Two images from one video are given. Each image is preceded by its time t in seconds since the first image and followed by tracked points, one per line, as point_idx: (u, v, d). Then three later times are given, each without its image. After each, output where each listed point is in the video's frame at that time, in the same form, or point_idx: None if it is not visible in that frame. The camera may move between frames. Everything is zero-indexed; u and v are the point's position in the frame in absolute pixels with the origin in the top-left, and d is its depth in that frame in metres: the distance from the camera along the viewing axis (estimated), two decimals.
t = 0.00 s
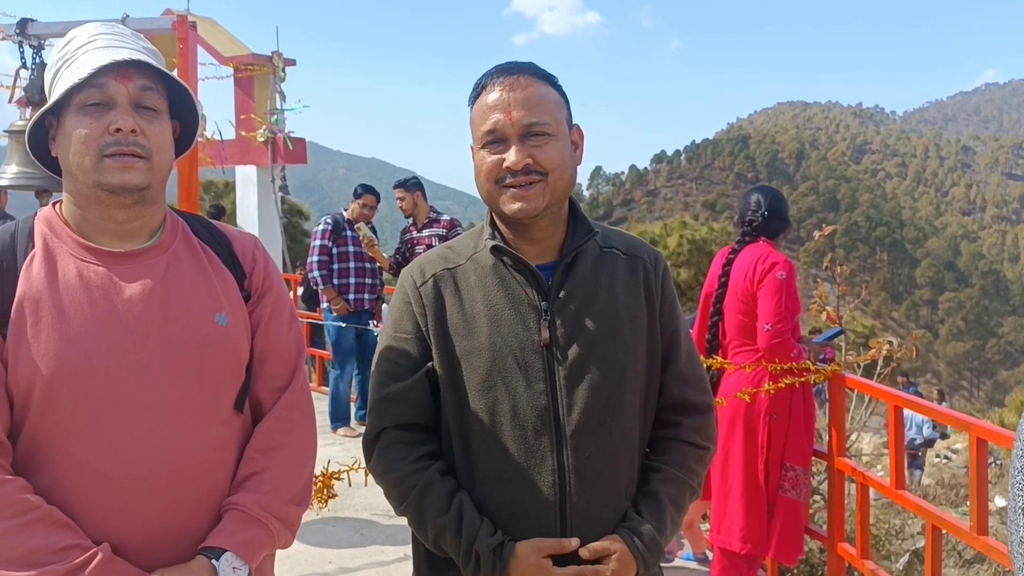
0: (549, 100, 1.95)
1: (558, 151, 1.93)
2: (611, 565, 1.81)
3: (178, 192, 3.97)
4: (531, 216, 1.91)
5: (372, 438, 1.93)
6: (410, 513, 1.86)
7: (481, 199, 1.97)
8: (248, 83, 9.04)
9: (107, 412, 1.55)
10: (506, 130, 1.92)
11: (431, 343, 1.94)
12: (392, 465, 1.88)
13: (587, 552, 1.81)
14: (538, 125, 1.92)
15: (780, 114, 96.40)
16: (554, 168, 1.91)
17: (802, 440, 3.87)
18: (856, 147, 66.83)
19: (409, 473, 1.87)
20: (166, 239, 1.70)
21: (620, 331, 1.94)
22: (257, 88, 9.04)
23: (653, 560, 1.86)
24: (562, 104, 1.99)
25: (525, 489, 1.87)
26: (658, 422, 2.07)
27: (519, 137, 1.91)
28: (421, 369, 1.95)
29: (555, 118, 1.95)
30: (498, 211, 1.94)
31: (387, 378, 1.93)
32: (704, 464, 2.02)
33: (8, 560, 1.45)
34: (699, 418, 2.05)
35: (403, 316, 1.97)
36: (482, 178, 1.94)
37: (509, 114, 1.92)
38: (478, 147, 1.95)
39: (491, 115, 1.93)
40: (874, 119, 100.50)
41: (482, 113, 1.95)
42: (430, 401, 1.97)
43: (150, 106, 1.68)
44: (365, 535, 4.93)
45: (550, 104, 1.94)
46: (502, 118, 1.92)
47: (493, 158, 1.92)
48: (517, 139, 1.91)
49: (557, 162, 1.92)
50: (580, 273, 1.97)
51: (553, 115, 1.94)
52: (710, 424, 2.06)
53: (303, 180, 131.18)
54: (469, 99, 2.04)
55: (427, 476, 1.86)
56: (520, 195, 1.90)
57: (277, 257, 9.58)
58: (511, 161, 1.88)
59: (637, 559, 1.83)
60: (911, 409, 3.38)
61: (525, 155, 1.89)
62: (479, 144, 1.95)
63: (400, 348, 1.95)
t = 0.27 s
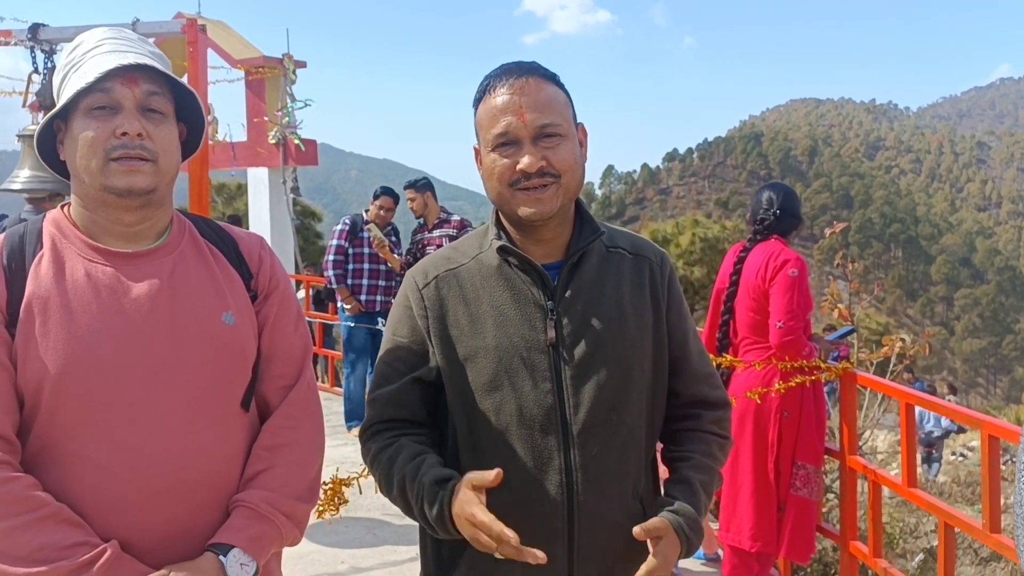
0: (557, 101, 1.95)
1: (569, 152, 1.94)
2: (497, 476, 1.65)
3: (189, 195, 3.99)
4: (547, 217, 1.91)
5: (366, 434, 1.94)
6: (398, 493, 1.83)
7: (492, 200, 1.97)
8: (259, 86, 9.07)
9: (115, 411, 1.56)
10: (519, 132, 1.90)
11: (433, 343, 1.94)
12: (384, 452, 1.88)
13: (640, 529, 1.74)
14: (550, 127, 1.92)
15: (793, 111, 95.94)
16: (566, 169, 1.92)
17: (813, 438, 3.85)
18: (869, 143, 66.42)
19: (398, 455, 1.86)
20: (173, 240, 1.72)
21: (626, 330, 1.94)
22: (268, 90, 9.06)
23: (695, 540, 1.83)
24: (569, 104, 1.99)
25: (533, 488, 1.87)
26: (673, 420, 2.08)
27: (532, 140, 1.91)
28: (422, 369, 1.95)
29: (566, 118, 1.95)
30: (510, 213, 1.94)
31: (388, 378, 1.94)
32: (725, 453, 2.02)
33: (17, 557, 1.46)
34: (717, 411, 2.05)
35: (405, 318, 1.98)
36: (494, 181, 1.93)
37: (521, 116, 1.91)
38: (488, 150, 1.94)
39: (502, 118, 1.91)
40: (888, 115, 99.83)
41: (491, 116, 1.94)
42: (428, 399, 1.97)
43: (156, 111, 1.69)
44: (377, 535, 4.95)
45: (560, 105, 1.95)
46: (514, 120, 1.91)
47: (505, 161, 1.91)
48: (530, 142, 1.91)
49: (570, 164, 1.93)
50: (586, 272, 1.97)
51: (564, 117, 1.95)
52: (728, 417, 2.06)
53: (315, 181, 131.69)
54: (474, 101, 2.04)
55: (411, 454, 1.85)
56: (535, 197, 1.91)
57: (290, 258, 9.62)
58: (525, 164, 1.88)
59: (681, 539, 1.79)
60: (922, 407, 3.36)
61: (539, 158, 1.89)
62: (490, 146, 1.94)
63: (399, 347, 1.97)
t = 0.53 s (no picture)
0: (568, 100, 1.95)
1: (582, 152, 1.94)
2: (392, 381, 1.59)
3: (197, 196, 4.00)
4: (559, 218, 1.91)
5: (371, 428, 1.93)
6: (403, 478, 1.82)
7: (503, 200, 1.96)
8: (266, 87, 9.08)
9: (124, 410, 1.56)
10: (533, 132, 1.90)
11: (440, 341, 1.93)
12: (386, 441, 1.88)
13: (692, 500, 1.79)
14: (563, 127, 1.92)
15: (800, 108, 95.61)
16: (579, 170, 1.92)
17: (824, 436, 3.83)
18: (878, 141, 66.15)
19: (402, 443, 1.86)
20: (181, 240, 1.71)
21: (636, 329, 1.93)
22: (275, 92, 9.04)
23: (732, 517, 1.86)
24: (580, 104, 1.99)
25: (543, 488, 1.85)
26: (685, 416, 2.07)
27: (545, 139, 1.90)
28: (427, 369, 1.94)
29: (577, 118, 1.96)
30: (522, 213, 1.94)
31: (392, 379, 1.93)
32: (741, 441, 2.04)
33: (26, 555, 1.46)
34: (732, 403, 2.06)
35: (410, 318, 1.97)
36: (506, 181, 1.92)
37: (534, 116, 1.90)
38: (501, 149, 1.93)
39: (515, 118, 1.91)
40: (896, 112, 99.40)
41: (503, 115, 1.93)
42: (433, 398, 1.96)
43: (164, 112, 1.69)
44: (386, 535, 4.95)
45: (572, 105, 1.95)
46: (528, 120, 1.90)
47: (518, 161, 1.90)
48: (543, 142, 1.90)
49: (583, 164, 1.93)
50: (595, 270, 1.96)
51: (575, 116, 1.95)
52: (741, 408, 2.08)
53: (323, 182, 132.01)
54: (483, 100, 2.03)
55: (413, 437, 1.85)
56: (547, 198, 1.90)
57: (298, 260, 9.63)
58: (539, 164, 1.87)
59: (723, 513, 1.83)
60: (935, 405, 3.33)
61: (553, 158, 1.89)
62: (502, 146, 1.93)
63: (403, 347, 1.95)
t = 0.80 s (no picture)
0: (577, 96, 1.94)
1: (593, 148, 1.93)
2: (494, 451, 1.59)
3: (202, 195, 3.98)
4: (570, 215, 1.90)
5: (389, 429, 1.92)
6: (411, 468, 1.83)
7: (513, 198, 1.94)
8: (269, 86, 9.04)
9: (129, 413, 1.54)
10: (543, 128, 1.89)
11: (450, 340, 1.92)
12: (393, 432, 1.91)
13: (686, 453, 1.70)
14: (573, 123, 1.91)
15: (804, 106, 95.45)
16: (590, 167, 1.91)
17: (831, 434, 3.79)
18: (882, 138, 66.01)
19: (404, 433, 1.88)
20: (187, 240, 1.70)
21: (645, 328, 1.91)
22: (278, 90, 8.95)
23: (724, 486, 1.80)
24: (589, 100, 1.97)
25: (552, 490, 1.84)
26: (692, 411, 2.05)
27: (555, 136, 1.89)
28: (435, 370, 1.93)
29: (588, 114, 1.94)
30: (532, 211, 1.92)
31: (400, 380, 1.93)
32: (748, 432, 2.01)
33: (32, 559, 1.44)
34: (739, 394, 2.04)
35: (419, 319, 1.96)
36: (517, 178, 1.90)
37: (545, 112, 1.89)
38: (510, 147, 1.91)
39: (525, 114, 1.89)
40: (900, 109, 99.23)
41: (513, 111, 1.92)
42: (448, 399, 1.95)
43: (170, 111, 1.67)
44: (391, 534, 4.94)
45: (582, 101, 1.94)
46: (538, 117, 1.89)
47: (528, 158, 1.88)
48: (553, 139, 1.89)
49: (593, 161, 1.92)
50: (604, 269, 1.94)
51: (585, 112, 1.94)
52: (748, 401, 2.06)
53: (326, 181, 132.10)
54: (492, 98, 2.02)
55: (418, 426, 1.87)
56: (558, 195, 1.89)
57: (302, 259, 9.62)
58: (549, 160, 1.86)
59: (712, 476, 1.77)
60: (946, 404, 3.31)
61: (564, 154, 1.87)
62: (512, 143, 1.91)
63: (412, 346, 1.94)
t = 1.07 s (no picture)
0: (582, 93, 1.92)
1: (600, 144, 1.91)
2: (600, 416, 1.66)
3: (203, 196, 3.95)
4: (580, 213, 1.88)
5: (399, 432, 1.88)
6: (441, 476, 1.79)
7: (521, 197, 1.92)
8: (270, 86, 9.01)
9: (135, 419, 1.53)
10: (550, 124, 1.87)
11: (461, 342, 1.90)
12: (414, 437, 1.86)
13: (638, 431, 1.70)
14: (579, 118, 1.89)
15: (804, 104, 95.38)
16: (598, 162, 1.89)
17: (837, 433, 3.77)
18: (882, 136, 65.95)
19: (429, 440, 1.83)
20: (193, 242, 1.68)
21: (655, 329, 1.88)
22: (279, 90, 8.84)
23: (695, 474, 1.75)
24: (594, 96, 1.95)
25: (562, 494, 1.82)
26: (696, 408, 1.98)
27: (562, 132, 1.87)
28: (446, 371, 1.90)
29: (594, 109, 1.92)
30: (541, 209, 1.90)
31: (413, 380, 1.90)
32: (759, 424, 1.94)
33: (39, 567, 1.43)
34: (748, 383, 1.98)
35: (429, 318, 1.93)
36: (525, 176, 1.88)
37: (551, 108, 1.87)
38: (517, 144, 1.89)
39: (531, 111, 1.88)
40: (900, 106, 99.16)
41: (519, 109, 1.90)
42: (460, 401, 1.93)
43: (174, 111, 1.65)
44: (395, 536, 4.92)
45: (587, 97, 1.92)
46: (545, 113, 1.87)
47: (536, 155, 1.86)
48: (560, 134, 1.87)
49: (601, 157, 1.90)
50: (612, 269, 1.92)
51: (591, 107, 1.92)
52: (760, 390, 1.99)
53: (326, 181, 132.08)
54: (496, 97, 2.00)
55: (449, 433, 1.83)
56: (567, 192, 1.86)
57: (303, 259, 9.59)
58: (557, 156, 1.84)
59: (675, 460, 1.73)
60: (954, 403, 3.29)
61: (572, 150, 1.85)
62: (519, 141, 1.89)
63: (424, 347, 1.92)
